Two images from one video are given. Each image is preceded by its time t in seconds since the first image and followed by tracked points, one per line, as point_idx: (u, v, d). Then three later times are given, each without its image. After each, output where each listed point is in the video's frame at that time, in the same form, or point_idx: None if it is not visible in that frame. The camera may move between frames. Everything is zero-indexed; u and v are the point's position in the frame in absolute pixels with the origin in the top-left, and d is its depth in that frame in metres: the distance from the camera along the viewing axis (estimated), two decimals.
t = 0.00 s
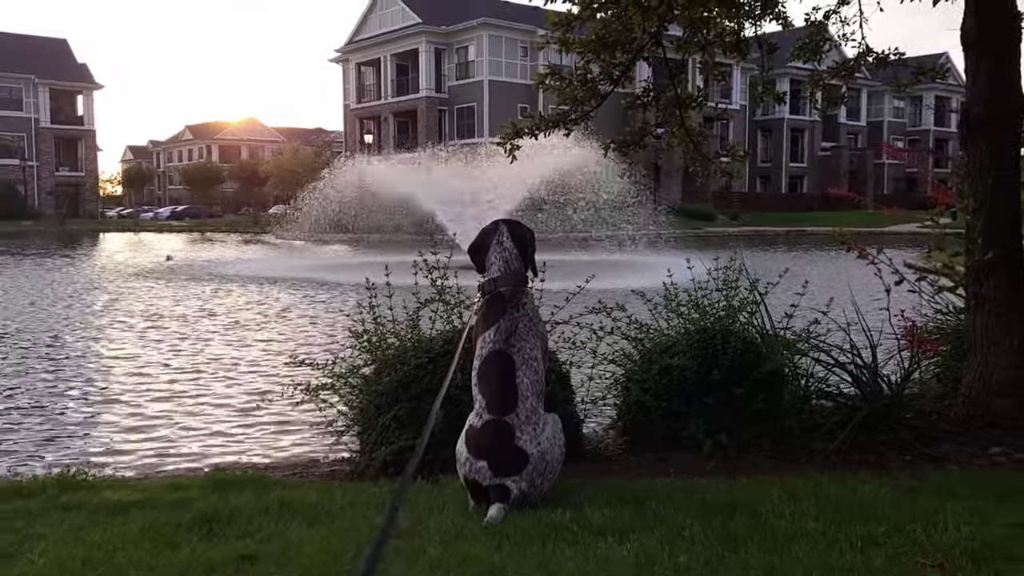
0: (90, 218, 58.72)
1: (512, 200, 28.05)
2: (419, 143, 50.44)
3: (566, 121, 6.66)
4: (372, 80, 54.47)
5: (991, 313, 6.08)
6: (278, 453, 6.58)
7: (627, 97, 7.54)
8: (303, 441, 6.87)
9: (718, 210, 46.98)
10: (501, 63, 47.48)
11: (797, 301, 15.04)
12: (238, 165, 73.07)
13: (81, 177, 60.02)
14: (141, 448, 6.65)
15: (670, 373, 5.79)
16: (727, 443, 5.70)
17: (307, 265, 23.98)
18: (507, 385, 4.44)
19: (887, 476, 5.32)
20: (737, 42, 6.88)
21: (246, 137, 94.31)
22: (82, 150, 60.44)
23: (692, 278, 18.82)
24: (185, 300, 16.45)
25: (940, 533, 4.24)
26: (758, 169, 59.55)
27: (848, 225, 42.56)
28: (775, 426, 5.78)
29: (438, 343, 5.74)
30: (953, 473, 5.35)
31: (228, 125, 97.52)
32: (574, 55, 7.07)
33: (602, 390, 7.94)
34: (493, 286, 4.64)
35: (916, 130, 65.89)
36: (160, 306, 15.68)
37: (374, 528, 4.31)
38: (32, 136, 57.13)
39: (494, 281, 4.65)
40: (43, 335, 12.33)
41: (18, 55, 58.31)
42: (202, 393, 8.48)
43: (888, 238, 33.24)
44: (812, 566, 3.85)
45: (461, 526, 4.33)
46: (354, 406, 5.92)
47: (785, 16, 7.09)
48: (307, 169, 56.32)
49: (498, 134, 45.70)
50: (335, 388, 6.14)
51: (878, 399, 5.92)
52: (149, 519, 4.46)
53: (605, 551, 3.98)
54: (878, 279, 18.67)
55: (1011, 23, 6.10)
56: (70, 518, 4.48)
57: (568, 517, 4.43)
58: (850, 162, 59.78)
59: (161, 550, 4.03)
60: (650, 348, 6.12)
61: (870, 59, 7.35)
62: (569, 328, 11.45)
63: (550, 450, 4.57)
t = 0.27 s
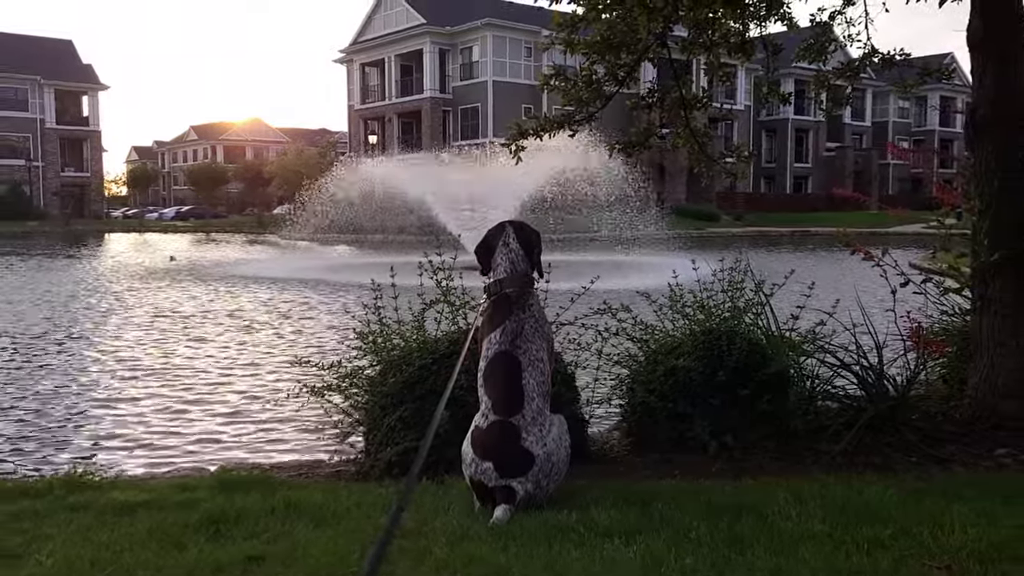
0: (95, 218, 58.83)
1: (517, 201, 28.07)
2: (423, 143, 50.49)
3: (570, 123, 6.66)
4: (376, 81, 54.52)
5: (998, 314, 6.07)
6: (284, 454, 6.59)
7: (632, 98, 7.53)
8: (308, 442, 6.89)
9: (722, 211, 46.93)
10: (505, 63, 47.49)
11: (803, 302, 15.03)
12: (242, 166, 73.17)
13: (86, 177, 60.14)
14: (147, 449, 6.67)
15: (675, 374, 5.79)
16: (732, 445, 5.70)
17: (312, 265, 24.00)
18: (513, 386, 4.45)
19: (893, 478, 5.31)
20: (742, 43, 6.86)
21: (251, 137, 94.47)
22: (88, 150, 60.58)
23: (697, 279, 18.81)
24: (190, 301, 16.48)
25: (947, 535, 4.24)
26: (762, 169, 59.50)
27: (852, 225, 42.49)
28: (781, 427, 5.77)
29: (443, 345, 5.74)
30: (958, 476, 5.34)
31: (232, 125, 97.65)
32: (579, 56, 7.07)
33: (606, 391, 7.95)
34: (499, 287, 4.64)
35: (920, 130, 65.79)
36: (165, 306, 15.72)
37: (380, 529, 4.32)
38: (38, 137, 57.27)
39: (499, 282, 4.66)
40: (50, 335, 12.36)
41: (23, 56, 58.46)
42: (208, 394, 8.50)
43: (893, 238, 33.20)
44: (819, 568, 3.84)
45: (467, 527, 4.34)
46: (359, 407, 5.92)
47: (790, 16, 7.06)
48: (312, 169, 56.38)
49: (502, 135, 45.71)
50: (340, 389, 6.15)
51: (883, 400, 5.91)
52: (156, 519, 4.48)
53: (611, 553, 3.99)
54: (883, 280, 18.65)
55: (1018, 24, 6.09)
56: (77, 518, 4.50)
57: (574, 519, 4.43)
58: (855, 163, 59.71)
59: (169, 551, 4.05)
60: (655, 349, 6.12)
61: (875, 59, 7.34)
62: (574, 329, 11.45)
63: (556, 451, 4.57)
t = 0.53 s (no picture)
0: (100, 219, 58.95)
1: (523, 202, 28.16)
2: (428, 144, 50.52)
3: (575, 124, 6.66)
4: (381, 82, 54.57)
5: (1004, 315, 6.05)
6: (291, 454, 6.60)
7: (637, 99, 7.52)
8: (315, 443, 6.89)
9: (727, 211, 46.91)
10: (510, 64, 47.51)
11: (809, 304, 15.02)
12: (248, 167, 73.39)
13: (92, 178, 60.29)
14: (154, 450, 6.69)
15: (681, 375, 5.79)
16: (738, 446, 5.70)
17: (318, 266, 24.05)
18: (519, 388, 4.45)
19: (900, 479, 5.30)
20: (747, 44, 6.85)
21: (256, 138, 94.63)
22: (93, 151, 60.73)
23: (703, 280, 18.81)
24: (197, 302, 16.52)
25: (954, 536, 4.24)
26: (768, 170, 59.44)
27: (858, 226, 42.44)
28: (787, 429, 5.77)
29: (448, 346, 5.74)
30: (965, 477, 5.33)
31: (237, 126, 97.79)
32: (584, 57, 7.07)
33: (612, 392, 7.94)
34: (505, 289, 4.65)
35: (926, 130, 65.68)
36: (171, 307, 15.77)
37: (387, 529, 4.32)
38: (44, 138, 57.44)
39: (506, 284, 4.66)
40: (57, 336, 12.40)
41: (29, 58, 58.62)
42: (214, 395, 8.52)
43: (899, 239, 33.15)
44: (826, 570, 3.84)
45: (473, 528, 4.34)
46: (365, 408, 5.93)
47: (796, 17, 7.05)
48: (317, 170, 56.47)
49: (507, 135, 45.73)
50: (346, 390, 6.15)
51: (890, 402, 5.90)
52: (164, 520, 4.49)
53: (618, 554, 3.99)
54: (890, 280, 18.62)
55: None
56: (85, 518, 4.52)
57: (580, 520, 4.44)
58: (861, 163, 59.64)
59: (176, 551, 4.06)
60: (661, 350, 6.11)
61: (881, 60, 7.33)
62: (580, 331, 11.45)
63: (562, 453, 4.58)
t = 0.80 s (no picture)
0: (107, 219, 59.10)
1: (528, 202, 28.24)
2: (433, 144, 50.57)
3: (582, 124, 6.65)
4: (386, 82, 54.62)
5: (1012, 316, 6.02)
6: (297, 454, 6.60)
7: (643, 99, 7.50)
8: (321, 443, 6.90)
9: (733, 211, 46.86)
10: (515, 64, 47.52)
11: (816, 303, 15.03)
12: (254, 167, 73.62)
13: (99, 179, 60.45)
14: (161, 449, 6.70)
15: (687, 376, 5.77)
16: (745, 446, 5.69)
17: (324, 267, 24.10)
18: (526, 388, 4.45)
19: (908, 480, 5.28)
20: (754, 44, 6.81)
21: (262, 139, 94.83)
22: (100, 152, 60.90)
23: (709, 280, 18.81)
24: (203, 301, 16.54)
25: (963, 538, 4.23)
26: (774, 170, 59.38)
27: (864, 227, 42.34)
28: (793, 429, 5.76)
29: (454, 345, 5.72)
30: (973, 478, 5.31)
31: (243, 127, 97.95)
32: (590, 58, 7.06)
33: (618, 392, 7.93)
34: (511, 289, 4.65)
35: (933, 130, 65.53)
36: (177, 307, 15.80)
37: (394, 529, 4.32)
38: (51, 139, 57.65)
39: (512, 284, 4.67)
40: (65, 336, 12.43)
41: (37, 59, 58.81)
42: (221, 395, 8.53)
43: (906, 239, 33.08)
44: (833, 570, 3.83)
45: (479, 528, 4.34)
46: (371, 408, 5.93)
47: (802, 16, 7.03)
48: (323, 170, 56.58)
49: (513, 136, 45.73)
50: (352, 390, 6.16)
51: (897, 402, 5.88)
52: (171, 519, 4.50)
53: (624, 555, 3.98)
54: (897, 281, 18.58)
55: None
56: (93, 518, 4.53)
57: (587, 520, 4.43)
58: (867, 163, 59.52)
59: (183, 551, 4.06)
60: (668, 350, 6.09)
61: (888, 59, 7.31)
62: (586, 331, 11.45)
63: (568, 453, 4.58)
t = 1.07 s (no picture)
0: (115, 221, 59.24)
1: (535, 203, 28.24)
2: (439, 145, 50.59)
3: (588, 124, 6.63)
4: (392, 83, 54.66)
5: (1020, 316, 5.99)
6: (305, 454, 6.61)
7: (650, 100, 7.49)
8: (329, 443, 6.91)
9: (740, 212, 46.79)
10: (521, 65, 47.50)
11: (824, 304, 14.99)
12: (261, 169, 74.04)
13: (106, 180, 60.60)
14: (170, 449, 6.71)
15: (694, 377, 5.76)
16: (752, 448, 5.68)
17: (330, 268, 24.13)
18: (533, 389, 4.45)
19: (916, 481, 5.27)
20: (761, 44, 6.80)
21: (268, 140, 95.02)
22: (108, 153, 61.08)
23: (717, 281, 18.80)
24: (211, 302, 16.57)
25: (972, 539, 4.22)
26: (780, 170, 59.26)
27: (871, 227, 42.24)
28: (801, 430, 5.75)
29: (461, 346, 5.72)
30: (982, 479, 5.29)
31: (250, 128, 98.13)
32: (597, 58, 7.05)
33: (625, 393, 7.91)
34: (518, 290, 4.65)
35: (941, 130, 65.35)
36: (184, 308, 15.83)
37: (402, 530, 4.33)
38: (59, 140, 57.82)
39: (518, 285, 4.66)
40: (73, 337, 12.46)
41: (44, 61, 58.99)
42: (229, 395, 8.54)
43: (914, 239, 33.01)
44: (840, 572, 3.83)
45: (487, 529, 4.34)
46: (378, 408, 5.93)
47: (809, 17, 7.00)
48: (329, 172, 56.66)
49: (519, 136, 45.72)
50: (360, 390, 6.16)
51: (906, 403, 5.86)
52: (180, 519, 4.51)
53: (633, 556, 3.98)
54: (905, 281, 18.55)
55: None
56: (102, 518, 4.54)
57: (595, 521, 4.43)
58: (874, 163, 59.37)
59: (191, 550, 4.07)
60: (675, 351, 6.08)
61: (895, 59, 7.29)
62: (593, 332, 11.45)
63: (575, 454, 4.57)
